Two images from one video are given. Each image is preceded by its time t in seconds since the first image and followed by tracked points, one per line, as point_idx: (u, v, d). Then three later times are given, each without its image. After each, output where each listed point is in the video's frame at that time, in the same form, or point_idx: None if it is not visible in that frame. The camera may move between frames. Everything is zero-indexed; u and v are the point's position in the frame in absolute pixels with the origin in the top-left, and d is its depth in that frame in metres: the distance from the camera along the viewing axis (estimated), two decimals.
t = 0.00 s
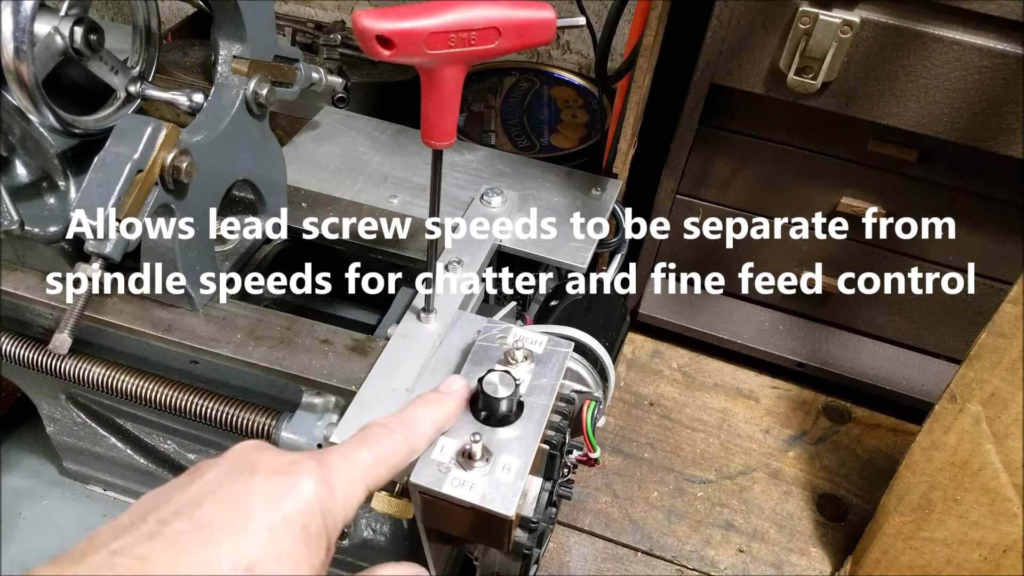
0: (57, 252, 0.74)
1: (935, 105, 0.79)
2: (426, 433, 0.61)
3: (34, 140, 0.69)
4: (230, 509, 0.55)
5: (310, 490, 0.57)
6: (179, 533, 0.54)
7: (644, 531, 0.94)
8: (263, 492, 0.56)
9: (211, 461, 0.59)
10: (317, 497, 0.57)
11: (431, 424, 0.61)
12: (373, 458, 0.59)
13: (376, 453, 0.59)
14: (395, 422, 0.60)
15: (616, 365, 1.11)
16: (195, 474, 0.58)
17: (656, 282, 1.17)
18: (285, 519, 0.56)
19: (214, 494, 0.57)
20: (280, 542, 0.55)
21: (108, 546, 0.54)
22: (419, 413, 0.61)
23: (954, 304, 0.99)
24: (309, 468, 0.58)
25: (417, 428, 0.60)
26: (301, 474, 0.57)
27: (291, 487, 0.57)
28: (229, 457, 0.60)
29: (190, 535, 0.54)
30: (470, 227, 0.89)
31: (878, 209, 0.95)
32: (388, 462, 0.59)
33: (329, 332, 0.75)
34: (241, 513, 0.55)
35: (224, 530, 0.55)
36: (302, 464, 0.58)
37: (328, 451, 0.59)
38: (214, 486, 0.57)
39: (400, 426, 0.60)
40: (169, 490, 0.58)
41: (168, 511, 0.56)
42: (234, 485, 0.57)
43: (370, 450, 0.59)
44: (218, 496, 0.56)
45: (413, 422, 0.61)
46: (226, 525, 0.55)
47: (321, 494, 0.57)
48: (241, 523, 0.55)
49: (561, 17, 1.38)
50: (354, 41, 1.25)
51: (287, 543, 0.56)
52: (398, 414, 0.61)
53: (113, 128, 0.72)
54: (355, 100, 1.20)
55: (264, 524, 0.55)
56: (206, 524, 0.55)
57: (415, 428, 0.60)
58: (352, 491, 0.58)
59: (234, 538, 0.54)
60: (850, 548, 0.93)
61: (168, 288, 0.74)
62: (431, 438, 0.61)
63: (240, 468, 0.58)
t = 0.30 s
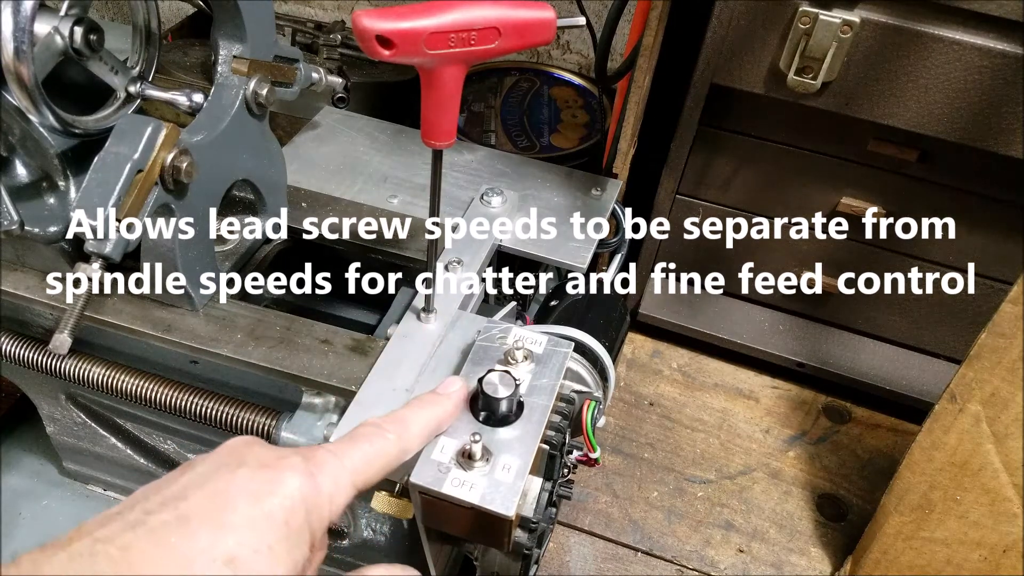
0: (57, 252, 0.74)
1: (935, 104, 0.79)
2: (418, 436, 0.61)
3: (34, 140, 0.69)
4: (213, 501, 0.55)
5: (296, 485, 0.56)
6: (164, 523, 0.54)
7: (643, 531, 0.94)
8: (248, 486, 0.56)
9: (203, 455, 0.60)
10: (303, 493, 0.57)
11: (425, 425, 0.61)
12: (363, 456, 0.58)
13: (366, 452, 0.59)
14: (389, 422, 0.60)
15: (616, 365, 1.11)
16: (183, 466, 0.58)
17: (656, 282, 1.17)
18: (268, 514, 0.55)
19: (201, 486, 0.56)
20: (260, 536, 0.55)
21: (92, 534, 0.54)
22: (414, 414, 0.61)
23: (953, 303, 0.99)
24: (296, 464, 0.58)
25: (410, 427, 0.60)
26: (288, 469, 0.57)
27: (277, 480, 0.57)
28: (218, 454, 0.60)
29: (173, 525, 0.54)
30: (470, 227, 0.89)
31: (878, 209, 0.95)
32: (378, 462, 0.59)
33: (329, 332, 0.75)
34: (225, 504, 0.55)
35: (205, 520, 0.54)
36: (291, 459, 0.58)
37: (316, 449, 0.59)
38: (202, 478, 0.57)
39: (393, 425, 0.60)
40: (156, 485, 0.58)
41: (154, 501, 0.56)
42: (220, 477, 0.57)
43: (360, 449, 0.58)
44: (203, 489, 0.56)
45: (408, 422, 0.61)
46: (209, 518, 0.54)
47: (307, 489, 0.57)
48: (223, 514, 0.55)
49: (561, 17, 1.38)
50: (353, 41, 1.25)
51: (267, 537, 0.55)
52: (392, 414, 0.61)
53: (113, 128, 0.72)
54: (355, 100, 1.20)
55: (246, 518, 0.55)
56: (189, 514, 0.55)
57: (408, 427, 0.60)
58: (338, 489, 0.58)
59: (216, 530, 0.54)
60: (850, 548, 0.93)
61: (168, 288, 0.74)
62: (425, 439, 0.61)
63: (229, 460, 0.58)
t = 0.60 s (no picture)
0: (57, 253, 0.74)
1: (935, 105, 0.79)
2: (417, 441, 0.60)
3: (34, 140, 0.69)
4: (209, 514, 0.56)
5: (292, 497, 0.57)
6: (159, 536, 0.56)
7: (644, 531, 0.94)
8: (244, 499, 0.57)
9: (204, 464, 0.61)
10: (299, 506, 0.57)
11: (421, 429, 0.61)
12: (359, 464, 0.58)
13: (362, 459, 0.59)
14: (385, 428, 0.60)
15: (616, 365, 1.11)
16: (184, 476, 0.59)
17: (655, 282, 1.17)
18: (262, 527, 0.56)
19: (200, 497, 0.57)
20: (255, 549, 0.55)
21: (92, 545, 0.56)
22: (412, 416, 0.61)
23: (953, 303, 0.99)
24: (293, 475, 0.58)
25: (406, 433, 0.60)
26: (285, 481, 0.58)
27: (273, 493, 0.57)
28: (218, 463, 0.60)
29: (169, 538, 0.55)
30: (470, 227, 0.89)
31: (878, 209, 0.95)
32: (375, 469, 0.59)
33: (329, 332, 0.75)
34: (221, 517, 0.56)
35: (201, 533, 0.55)
36: (288, 470, 0.59)
37: (314, 459, 0.59)
38: (200, 490, 0.58)
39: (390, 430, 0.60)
40: (159, 492, 0.60)
41: (154, 513, 0.57)
42: (218, 488, 0.58)
43: (357, 457, 0.58)
44: (200, 501, 0.57)
45: (404, 427, 0.60)
46: (204, 531, 0.55)
47: (303, 502, 0.57)
48: (217, 528, 0.55)
49: (561, 17, 1.38)
50: (353, 41, 1.25)
51: (262, 550, 0.56)
52: (389, 418, 0.61)
53: (113, 128, 0.72)
54: (355, 100, 1.20)
55: (241, 531, 0.56)
56: (186, 527, 0.56)
57: (404, 434, 0.60)
58: (335, 499, 0.58)
59: (210, 543, 0.55)
60: (850, 548, 0.93)
61: (169, 289, 0.74)
62: (422, 441, 0.61)
63: (228, 471, 0.59)
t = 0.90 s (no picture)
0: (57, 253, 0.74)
1: (935, 104, 0.79)
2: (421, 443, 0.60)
3: (34, 140, 0.69)
4: (220, 525, 0.55)
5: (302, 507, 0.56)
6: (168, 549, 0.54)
7: (643, 531, 0.94)
8: (255, 508, 0.56)
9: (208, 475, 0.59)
10: (310, 515, 0.56)
11: (424, 431, 0.61)
12: (366, 470, 0.58)
13: (369, 465, 0.58)
14: (389, 432, 0.60)
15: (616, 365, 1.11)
16: (189, 488, 0.58)
17: (656, 282, 1.17)
18: (275, 536, 0.55)
19: (208, 508, 0.56)
20: (268, 560, 0.55)
21: (98, 559, 0.53)
22: (413, 419, 0.61)
23: (953, 303, 0.99)
24: (301, 484, 0.57)
25: (410, 436, 0.60)
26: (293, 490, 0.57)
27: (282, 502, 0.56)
28: (224, 472, 0.59)
29: (178, 550, 0.54)
30: (470, 227, 0.89)
31: (878, 209, 0.95)
32: (381, 473, 0.59)
33: (329, 332, 0.75)
34: (231, 528, 0.55)
35: (211, 545, 0.54)
36: (295, 479, 0.58)
37: (321, 467, 0.58)
38: (208, 500, 0.57)
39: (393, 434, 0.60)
40: (164, 505, 0.58)
41: (161, 525, 0.56)
42: (225, 499, 0.56)
43: (362, 462, 0.58)
44: (209, 512, 0.56)
45: (407, 430, 0.60)
46: (214, 542, 0.54)
47: (313, 511, 0.56)
48: (229, 538, 0.54)
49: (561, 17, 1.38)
50: (354, 41, 1.25)
51: (275, 561, 0.55)
52: (391, 421, 0.61)
53: (113, 128, 0.72)
54: (355, 100, 1.20)
55: (252, 542, 0.55)
56: (195, 539, 0.54)
57: (408, 437, 0.60)
58: (344, 506, 0.57)
59: (221, 555, 0.54)
60: (850, 548, 0.93)
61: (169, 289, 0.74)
62: (426, 442, 0.61)
63: (234, 482, 0.58)
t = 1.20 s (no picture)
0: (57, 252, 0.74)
1: (935, 104, 0.79)
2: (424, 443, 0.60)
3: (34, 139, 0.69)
4: (235, 546, 0.54)
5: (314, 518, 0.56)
6: None
7: (643, 531, 0.94)
8: (268, 524, 0.55)
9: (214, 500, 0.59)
10: (323, 525, 0.56)
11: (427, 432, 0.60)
12: (373, 476, 0.57)
13: (375, 470, 0.57)
14: (392, 436, 0.59)
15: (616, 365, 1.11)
16: (196, 516, 0.57)
17: (656, 282, 1.17)
18: (292, 549, 0.55)
19: (219, 531, 0.55)
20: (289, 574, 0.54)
21: None
22: (414, 421, 0.61)
23: (953, 303, 0.99)
24: (310, 496, 0.57)
25: (414, 438, 0.60)
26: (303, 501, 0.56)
27: (293, 515, 0.56)
28: (229, 497, 0.59)
29: None
30: (470, 227, 0.89)
31: (878, 209, 0.95)
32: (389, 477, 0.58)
33: (329, 332, 0.75)
34: (247, 548, 0.54)
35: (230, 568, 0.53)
36: (303, 491, 0.57)
37: (327, 477, 0.58)
38: (218, 524, 0.56)
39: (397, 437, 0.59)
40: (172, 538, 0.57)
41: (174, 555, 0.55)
42: (235, 521, 0.56)
43: (369, 469, 0.57)
44: (222, 535, 0.55)
45: (410, 433, 0.60)
46: (233, 564, 0.54)
47: (326, 520, 0.56)
48: (247, 558, 0.54)
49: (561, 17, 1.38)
50: (354, 41, 1.25)
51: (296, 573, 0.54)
52: (393, 425, 0.60)
53: (113, 128, 0.72)
54: (355, 100, 1.20)
55: (271, 558, 0.54)
56: (212, 563, 0.54)
57: (411, 438, 0.59)
58: (356, 512, 0.57)
59: None
60: (850, 548, 0.93)
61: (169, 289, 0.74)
62: (429, 443, 0.61)
63: (242, 502, 0.57)
